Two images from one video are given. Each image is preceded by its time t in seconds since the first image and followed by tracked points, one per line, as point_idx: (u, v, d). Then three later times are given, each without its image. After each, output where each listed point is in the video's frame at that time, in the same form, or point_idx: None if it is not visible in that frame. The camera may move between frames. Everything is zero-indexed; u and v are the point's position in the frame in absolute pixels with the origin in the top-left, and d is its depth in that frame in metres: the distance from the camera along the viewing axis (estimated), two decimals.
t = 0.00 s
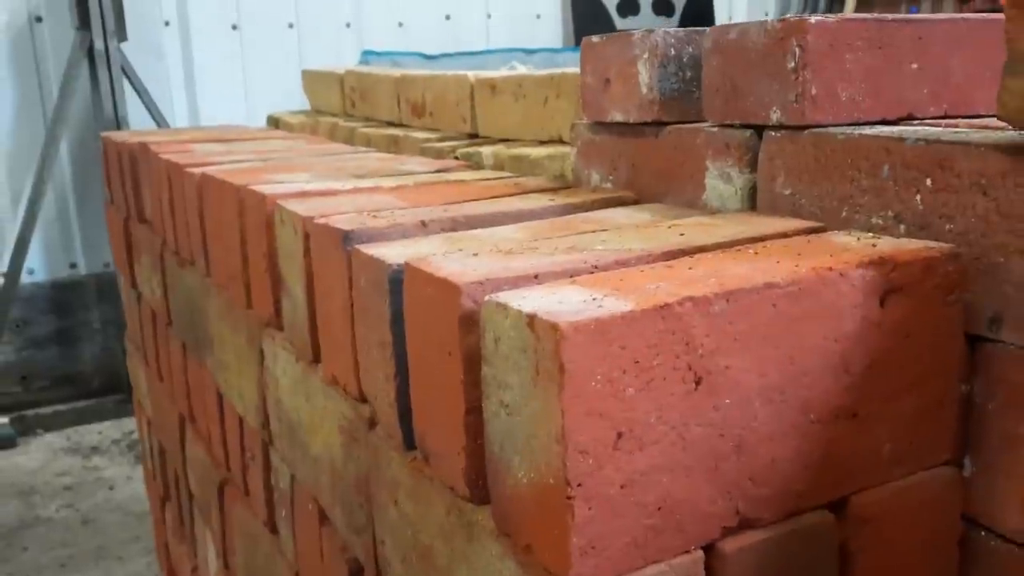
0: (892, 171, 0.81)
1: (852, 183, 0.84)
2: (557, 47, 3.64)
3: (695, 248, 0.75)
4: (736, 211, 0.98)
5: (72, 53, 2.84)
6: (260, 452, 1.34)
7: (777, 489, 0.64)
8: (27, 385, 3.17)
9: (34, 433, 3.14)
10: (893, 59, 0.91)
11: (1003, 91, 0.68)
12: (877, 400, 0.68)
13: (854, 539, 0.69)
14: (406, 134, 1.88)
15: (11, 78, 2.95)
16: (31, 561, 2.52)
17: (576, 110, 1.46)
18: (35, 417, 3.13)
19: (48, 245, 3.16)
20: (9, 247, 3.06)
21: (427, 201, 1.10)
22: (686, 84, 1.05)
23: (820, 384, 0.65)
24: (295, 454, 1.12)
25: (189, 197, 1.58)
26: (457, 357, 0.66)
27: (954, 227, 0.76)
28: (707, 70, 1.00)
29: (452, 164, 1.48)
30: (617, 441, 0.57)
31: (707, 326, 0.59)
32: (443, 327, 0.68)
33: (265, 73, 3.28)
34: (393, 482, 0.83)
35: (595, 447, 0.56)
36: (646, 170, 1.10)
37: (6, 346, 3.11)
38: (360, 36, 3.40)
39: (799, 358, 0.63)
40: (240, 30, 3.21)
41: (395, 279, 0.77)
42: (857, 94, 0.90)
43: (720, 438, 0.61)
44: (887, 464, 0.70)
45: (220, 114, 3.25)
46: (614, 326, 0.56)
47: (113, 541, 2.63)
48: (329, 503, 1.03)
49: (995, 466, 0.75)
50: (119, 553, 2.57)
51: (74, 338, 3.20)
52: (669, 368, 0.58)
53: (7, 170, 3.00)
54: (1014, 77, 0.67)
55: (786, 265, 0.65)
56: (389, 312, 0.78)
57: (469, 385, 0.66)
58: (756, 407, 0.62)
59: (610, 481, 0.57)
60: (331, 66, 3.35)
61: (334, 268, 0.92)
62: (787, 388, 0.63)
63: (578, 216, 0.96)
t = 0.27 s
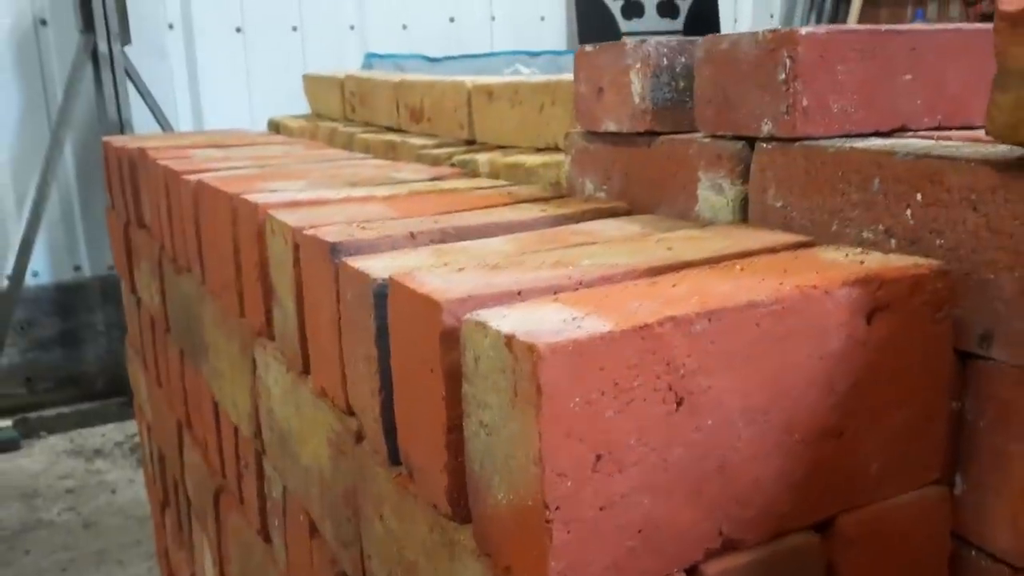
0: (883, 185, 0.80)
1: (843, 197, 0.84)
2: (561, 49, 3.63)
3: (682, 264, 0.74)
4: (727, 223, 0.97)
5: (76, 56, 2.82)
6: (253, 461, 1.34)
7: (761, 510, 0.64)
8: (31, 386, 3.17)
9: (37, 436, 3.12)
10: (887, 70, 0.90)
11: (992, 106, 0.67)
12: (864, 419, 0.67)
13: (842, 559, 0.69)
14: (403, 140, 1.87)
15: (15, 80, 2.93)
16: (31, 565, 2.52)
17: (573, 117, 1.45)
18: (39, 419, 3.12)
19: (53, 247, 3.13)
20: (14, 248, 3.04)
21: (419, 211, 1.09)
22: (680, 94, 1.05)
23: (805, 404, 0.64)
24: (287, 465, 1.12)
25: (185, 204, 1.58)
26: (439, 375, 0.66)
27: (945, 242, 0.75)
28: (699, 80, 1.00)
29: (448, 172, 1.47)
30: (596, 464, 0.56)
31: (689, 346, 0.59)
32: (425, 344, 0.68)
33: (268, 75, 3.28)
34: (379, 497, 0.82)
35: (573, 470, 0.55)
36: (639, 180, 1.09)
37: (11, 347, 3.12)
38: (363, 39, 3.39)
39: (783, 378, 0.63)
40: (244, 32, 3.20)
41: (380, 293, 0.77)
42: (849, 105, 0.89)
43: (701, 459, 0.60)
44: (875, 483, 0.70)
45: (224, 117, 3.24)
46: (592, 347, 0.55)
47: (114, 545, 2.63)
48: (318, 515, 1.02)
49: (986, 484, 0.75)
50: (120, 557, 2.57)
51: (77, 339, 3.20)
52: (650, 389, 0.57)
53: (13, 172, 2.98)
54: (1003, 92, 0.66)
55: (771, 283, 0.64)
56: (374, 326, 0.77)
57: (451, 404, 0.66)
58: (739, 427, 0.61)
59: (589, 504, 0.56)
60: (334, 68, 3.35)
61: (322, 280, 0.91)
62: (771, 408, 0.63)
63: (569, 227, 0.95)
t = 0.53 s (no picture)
0: (878, 206, 0.78)
1: (837, 216, 0.83)
2: (564, 56, 3.62)
3: (672, 285, 0.73)
4: (722, 240, 0.96)
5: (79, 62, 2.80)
6: (246, 475, 1.33)
7: (751, 539, 0.63)
8: (33, 393, 3.16)
9: (39, 442, 3.13)
10: (883, 87, 0.89)
11: (986, 129, 0.66)
12: (856, 446, 0.66)
13: None
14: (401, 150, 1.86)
15: (17, 88, 2.89)
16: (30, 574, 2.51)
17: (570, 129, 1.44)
18: (41, 426, 3.12)
19: (55, 254, 3.12)
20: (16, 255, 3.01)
21: (411, 226, 1.08)
22: (675, 109, 1.04)
23: (795, 432, 0.63)
24: (278, 482, 1.11)
25: (181, 215, 1.57)
26: (423, 400, 0.65)
27: (940, 264, 0.74)
28: (694, 95, 0.99)
29: (444, 184, 1.46)
30: (579, 495, 0.55)
31: (674, 374, 0.57)
32: (409, 369, 0.66)
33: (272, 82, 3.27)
34: (366, 519, 0.81)
35: (556, 502, 0.54)
36: (635, 195, 1.08)
37: (13, 353, 3.11)
38: (367, 45, 3.39)
39: (772, 405, 0.61)
40: (247, 39, 3.20)
41: (366, 314, 0.76)
42: (844, 123, 0.88)
43: (688, 488, 0.59)
44: (868, 511, 0.68)
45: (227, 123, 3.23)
46: (575, 376, 0.54)
47: (113, 553, 2.62)
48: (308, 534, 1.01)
49: (981, 511, 0.74)
50: (118, 566, 2.56)
51: (79, 345, 3.19)
52: (634, 418, 0.56)
53: (14, 180, 2.95)
54: (997, 114, 0.65)
55: (760, 309, 0.63)
56: (360, 347, 0.76)
57: (435, 429, 0.65)
58: (726, 455, 0.60)
59: (572, 536, 0.55)
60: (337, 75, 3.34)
61: (311, 298, 0.90)
62: (760, 436, 0.61)
63: (561, 245, 0.94)
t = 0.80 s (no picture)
0: (872, 218, 0.77)
1: (831, 228, 0.81)
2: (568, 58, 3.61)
3: (661, 300, 0.71)
4: (716, 251, 0.95)
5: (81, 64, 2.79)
6: (238, 484, 1.32)
7: (738, 561, 0.61)
8: (34, 395, 3.16)
9: (39, 445, 3.10)
10: (879, 96, 0.87)
11: (981, 142, 0.65)
12: (846, 466, 0.65)
13: None
14: (399, 155, 1.85)
15: (19, 90, 2.88)
16: None
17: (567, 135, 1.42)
18: (42, 429, 3.10)
19: (56, 256, 3.12)
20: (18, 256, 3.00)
21: (402, 235, 1.07)
22: (669, 117, 1.02)
23: (783, 452, 0.61)
24: (267, 493, 1.10)
25: (175, 221, 1.56)
26: (404, 418, 0.64)
27: (934, 279, 0.73)
28: (688, 104, 0.97)
29: (439, 190, 1.45)
30: (559, 518, 0.54)
31: (659, 393, 0.56)
32: (391, 385, 0.65)
33: (274, 84, 3.25)
34: (351, 534, 0.80)
35: (535, 525, 0.53)
36: (629, 205, 1.07)
37: (14, 355, 3.11)
38: (370, 47, 3.37)
39: (760, 425, 0.60)
40: (249, 41, 3.18)
41: (350, 327, 0.74)
42: (840, 133, 0.87)
43: (672, 510, 0.58)
44: (859, 531, 0.67)
45: (229, 125, 3.21)
46: (556, 397, 0.53)
47: (112, 557, 2.61)
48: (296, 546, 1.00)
49: (977, 531, 0.72)
50: (117, 569, 2.55)
51: (80, 348, 3.19)
52: (617, 440, 0.55)
53: (16, 182, 2.94)
54: (992, 128, 0.64)
55: (748, 325, 0.61)
56: (344, 361, 0.75)
57: (416, 448, 0.63)
58: (712, 476, 0.59)
59: (552, 559, 0.54)
60: (340, 77, 3.33)
61: (297, 309, 0.89)
62: (747, 456, 0.60)
63: (551, 255, 0.93)
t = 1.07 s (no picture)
0: (864, 227, 0.76)
1: (823, 237, 0.81)
2: (571, 62, 3.60)
3: (649, 309, 0.71)
4: (708, 258, 0.94)
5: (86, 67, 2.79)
6: (232, 489, 1.31)
7: None
8: (39, 396, 3.15)
9: (43, 445, 3.12)
10: (872, 104, 0.87)
11: (972, 151, 0.64)
12: (835, 479, 0.64)
13: None
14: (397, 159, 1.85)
15: (25, 92, 2.89)
16: None
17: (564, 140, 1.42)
18: (45, 429, 3.11)
19: (62, 257, 3.11)
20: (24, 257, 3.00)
21: (394, 240, 1.07)
22: (662, 123, 1.02)
23: (770, 465, 0.61)
24: (259, 499, 1.09)
25: (172, 225, 1.55)
26: (387, 428, 0.63)
27: (926, 289, 0.72)
28: (681, 110, 0.97)
29: (436, 195, 1.44)
30: (539, 532, 0.53)
31: (641, 406, 0.55)
32: (374, 395, 0.65)
33: (278, 87, 3.25)
34: (338, 544, 0.80)
35: (514, 540, 0.52)
36: (622, 211, 1.06)
37: (18, 356, 3.11)
38: (374, 50, 3.37)
39: (745, 437, 0.59)
40: (254, 44, 3.18)
41: (336, 335, 0.74)
42: (832, 140, 0.86)
43: (656, 524, 0.57)
44: (849, 545, 0.66)
45: (233, 126, 3.22)
46: (536, 410, 0.52)
47: (112, 559, 2.60)
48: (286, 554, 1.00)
49: (971, 546, 0.71)
50: (117, 570, 2.54)
51: (84, 349, 3.18)
52: (598, 453, 0.54)
53: (22, 183, 2.94)
54: (983, 137, 0.63)
55: (734, 337, 0.61)
56: (330, 369, 0.74)
57: (399, 458, 0.63)
58: (697, 490, 0.58)
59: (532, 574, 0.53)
60: (344, 81, 3.33)
61: (287, 316, 0.88)
62: (732, 469, 0.59)
63: (542, 262, 0.92)
